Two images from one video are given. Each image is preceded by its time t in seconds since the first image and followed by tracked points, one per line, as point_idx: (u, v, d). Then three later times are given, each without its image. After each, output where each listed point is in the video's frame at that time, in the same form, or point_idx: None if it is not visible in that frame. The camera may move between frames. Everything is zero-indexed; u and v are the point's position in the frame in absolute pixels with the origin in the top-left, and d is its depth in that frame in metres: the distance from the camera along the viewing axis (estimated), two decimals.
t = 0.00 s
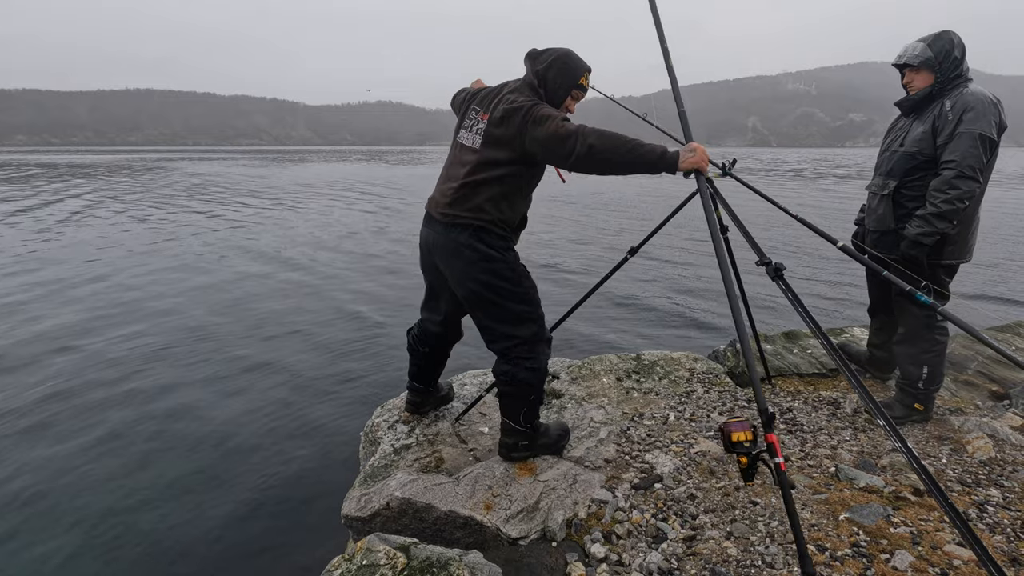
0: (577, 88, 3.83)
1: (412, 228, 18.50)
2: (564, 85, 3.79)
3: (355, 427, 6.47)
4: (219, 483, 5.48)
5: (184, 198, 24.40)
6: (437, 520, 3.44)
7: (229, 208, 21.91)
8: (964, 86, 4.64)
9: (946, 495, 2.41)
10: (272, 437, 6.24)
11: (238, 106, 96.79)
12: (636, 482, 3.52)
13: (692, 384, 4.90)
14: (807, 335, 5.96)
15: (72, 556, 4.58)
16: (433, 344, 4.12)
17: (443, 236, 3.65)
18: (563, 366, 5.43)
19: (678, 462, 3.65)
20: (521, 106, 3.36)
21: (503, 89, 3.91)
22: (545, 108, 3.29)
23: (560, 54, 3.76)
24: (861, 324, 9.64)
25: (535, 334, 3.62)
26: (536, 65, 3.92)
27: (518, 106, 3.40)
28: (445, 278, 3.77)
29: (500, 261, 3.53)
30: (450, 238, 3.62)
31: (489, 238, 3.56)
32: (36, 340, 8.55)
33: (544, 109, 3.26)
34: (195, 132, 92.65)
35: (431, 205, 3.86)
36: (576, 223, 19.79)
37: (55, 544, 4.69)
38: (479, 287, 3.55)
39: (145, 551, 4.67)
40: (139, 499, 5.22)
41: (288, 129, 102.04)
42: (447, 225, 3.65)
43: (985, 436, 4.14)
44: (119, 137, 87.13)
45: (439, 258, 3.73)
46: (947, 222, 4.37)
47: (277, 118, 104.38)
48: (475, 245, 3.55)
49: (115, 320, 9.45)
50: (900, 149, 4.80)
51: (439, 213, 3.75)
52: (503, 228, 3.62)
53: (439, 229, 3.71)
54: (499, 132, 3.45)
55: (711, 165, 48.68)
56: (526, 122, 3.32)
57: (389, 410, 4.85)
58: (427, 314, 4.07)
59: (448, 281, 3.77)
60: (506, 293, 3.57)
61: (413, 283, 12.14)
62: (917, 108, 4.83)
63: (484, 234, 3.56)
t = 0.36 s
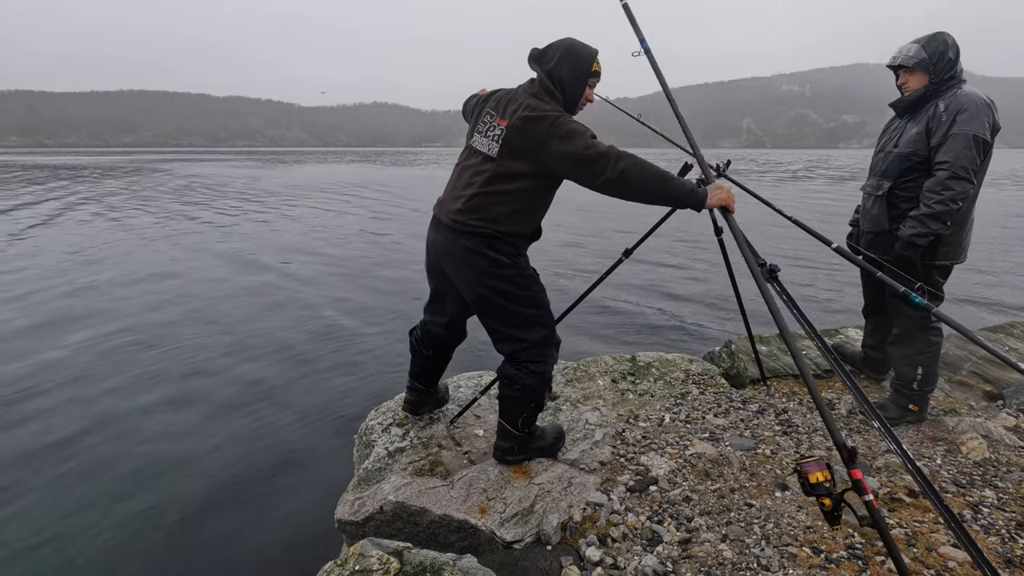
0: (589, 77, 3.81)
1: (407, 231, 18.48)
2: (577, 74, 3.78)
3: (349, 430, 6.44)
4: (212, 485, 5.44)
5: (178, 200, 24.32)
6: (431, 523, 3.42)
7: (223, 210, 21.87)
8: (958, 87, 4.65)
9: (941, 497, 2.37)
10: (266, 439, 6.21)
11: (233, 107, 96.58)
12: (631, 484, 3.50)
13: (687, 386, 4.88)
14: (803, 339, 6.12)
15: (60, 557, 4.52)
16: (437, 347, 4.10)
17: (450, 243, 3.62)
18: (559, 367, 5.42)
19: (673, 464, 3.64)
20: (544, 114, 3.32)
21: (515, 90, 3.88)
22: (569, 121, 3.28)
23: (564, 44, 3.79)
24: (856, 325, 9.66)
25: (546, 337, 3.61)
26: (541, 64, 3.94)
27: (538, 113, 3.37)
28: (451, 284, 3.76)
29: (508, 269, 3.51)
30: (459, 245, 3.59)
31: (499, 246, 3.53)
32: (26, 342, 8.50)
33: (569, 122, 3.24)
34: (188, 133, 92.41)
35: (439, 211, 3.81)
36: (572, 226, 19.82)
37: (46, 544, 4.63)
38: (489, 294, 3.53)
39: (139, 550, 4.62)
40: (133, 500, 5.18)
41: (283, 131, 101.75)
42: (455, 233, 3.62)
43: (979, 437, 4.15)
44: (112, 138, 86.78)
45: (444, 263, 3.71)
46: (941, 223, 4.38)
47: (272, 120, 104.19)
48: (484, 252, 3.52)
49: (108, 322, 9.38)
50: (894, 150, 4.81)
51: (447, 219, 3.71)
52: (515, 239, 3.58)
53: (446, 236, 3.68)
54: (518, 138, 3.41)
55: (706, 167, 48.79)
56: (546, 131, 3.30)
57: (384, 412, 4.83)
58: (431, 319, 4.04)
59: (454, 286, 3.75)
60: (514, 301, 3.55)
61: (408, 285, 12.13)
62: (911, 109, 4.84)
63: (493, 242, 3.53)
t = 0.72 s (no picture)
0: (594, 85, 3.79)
1: (403, 233, 18.48)
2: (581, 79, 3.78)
3: (345, 432, 6.42)
4: (207, 487, 5.41)
5: (173, 202, 24.25)
6: (428, 527, 3.40)
7: (218, 212, 21.83)
8: (955, 88, 4.64)
9: (938, 498, 2.34)
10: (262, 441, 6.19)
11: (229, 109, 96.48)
12: (628, 487, 3.49)
13: (684, 387, 4.89)
14: (799, 339, 6.19)
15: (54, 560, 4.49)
16: (437, 349, 4.08)
17: (450, 247, 3.61)
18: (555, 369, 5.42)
19: (670, 467, 3.63)
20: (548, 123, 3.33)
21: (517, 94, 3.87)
22: (574, 131, 3.28)
23: (568, 47, 3.79)
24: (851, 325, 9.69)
25: (547, 339, 3.60)
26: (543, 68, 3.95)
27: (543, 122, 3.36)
28: (451, 287, 3.75)
29: (509, 271, 3.50)
30: (459, 247, 3.58)
31: (500, 250, 3.53)
32: (19, 344, 8.46)
33: (573, 133, 3.25)
34: (184, 135, 92.23)
35: (441, 213, 3.80)
36: (567, 227, 19.85)
37: (42, 549, 4.58)
38: (489, 296, 3.52)
39: (134, 554, 4.58)
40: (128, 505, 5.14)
41: (279, 132, 101.57)
42: (455, 235, 3.62)
43: (975, 437, 4.16)
44: (107, 140, 86.51)
45: (444, 266, 3.70)
46: (938, 224, 4.39)
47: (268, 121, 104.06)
48: (484, 255, 3.51)
49: (103, 325, 9.33)
50: (891, 152, 4.82)
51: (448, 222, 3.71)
52: (515, 243, 3.58)
53: (446, 238, 3.67)
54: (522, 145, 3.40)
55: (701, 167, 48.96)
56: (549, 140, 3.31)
57: (380, 415, 4.81)
58: (430, 321, 4.02)
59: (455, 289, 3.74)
60: (515, 303, 3.54)
61: (403, 288, 12.13)
62: (907, 111, 4.85)
63: (494, 245, 3.53)
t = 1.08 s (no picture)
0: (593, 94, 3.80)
1: (400, 236, 18.48)
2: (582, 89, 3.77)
3: (343, 436, 6.41)
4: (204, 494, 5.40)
5: (170, 204, 24.21)
6: (425, 530, 3.39)
7: (215, 214, 21.81)
8: (952, 90, 4.67)
9: (935, 499, 2.33)
10: (259, 447, 6.18)
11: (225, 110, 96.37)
12: (626, 488, 3.49)
13: (681, 388, 4.89)
14: (796, 340, 6.22)
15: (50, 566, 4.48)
16: (435, 352, 4.07)
17: (446, 250, 3.60)
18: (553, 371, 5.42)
19: (668, 468, 3.63)
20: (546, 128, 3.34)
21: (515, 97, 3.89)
22: (571, 135, 3.30)
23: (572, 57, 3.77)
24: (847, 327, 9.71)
25: (545, 340, 3.60)
26: (540, 76, 4.00)
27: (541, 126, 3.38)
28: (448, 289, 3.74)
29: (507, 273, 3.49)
30: (456, 250, 3.57)
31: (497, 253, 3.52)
32: (16, 348, 8.45)
33: (571, 138, 3.27)
34: (180, 137, 92.13)
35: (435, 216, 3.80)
36: (565, 229, 19.89)
37: (37, 556, 4.56)
38: (486, 298, 3.52)
39: (130, 560, 4.56)
40: (124, 511, 5.13)
41: (276, 134, 101.38)
42: (451, 238, 3.61)
43: (972, 437, 4.17)
44: (103, 142, 86.35)
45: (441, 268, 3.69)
46: (934, 226, 4.40)
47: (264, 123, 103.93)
48: (480, 258, 3.50)
49: (99, 330, 9.29)
50: (888, 153, 4.84)
51: (443, 224, 3.70)
52: (512, 245, 3.57)
53: (442, 240, 3.66)
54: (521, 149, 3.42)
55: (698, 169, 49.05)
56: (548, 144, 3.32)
57: (378, 417, 4.80)
58: (426, 324, 4.01)
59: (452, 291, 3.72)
60: (513, 305, 3.53)
61: (400, 291, 12.14)
62: (904, 113, 4.87)
63: (491, 248, 3.52)
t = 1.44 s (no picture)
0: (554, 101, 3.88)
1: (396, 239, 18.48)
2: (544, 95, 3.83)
3: (340, 441, 6.42)
4: (202, 499, 5.40)
5: (164, 207, 24.12)
6: (422, 532, 3.39)
7: (210, 217, 21.74)
8: (946, 93, 4.71)
9: (931, 500, 2.32)
10: (256, 452, 6.18)
11: (221, 113, 96.19)
12: (624, 490, 3.49)
13: (678, 390, 4.89)
14: (792, 342, 6.24)
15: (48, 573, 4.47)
16: (423, 352, 4.05)
17: (428, 249, 3.59)
18: (550, 373, 5.43)
19: (665, 470, 3.63)
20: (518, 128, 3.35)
21: (478, 100, 3.95)
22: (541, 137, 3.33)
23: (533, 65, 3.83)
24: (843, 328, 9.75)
25: (527, 337, 3.60)
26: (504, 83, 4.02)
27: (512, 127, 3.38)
28: (430, 289, 3.74)
29: (488, 270, 3.51)
30: (435, 249, 3.57)
31: (476, 251, 3.52)
32: (10, 354, 8.40)
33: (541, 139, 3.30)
34: (176, 139, 91.90)
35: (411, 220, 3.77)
36: (560, 232, 19.95)
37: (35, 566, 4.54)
38: (468, 296, 3.51)
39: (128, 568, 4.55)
40: (121, 517, 5.11)
41: (272, 137, 101.23)
42: (429, 238, 3.61)
43: (967, 438, 4.19)
44: (98, 144, 86.01)
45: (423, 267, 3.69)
46: (928, 228, 4.43)
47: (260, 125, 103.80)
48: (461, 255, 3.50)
49: (94, 335, 9.25)
50: (884, 155, 4.86)
51: (420, 226, 3.69)
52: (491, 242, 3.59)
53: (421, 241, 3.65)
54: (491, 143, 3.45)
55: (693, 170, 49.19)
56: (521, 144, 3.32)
57: (375, 420, 4.80)
58: (410, 325, 4.01)
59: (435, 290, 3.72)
60: (495, 301, 3.54)
61: (396, 294, 12.15)
62: (900, 116, 4.90)
63: (472, 245, 3.53)
